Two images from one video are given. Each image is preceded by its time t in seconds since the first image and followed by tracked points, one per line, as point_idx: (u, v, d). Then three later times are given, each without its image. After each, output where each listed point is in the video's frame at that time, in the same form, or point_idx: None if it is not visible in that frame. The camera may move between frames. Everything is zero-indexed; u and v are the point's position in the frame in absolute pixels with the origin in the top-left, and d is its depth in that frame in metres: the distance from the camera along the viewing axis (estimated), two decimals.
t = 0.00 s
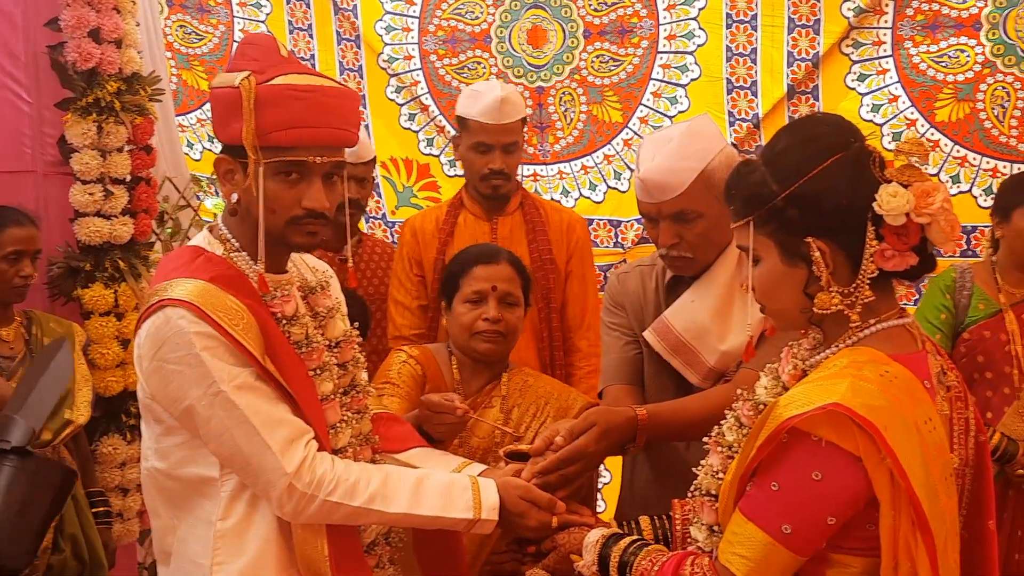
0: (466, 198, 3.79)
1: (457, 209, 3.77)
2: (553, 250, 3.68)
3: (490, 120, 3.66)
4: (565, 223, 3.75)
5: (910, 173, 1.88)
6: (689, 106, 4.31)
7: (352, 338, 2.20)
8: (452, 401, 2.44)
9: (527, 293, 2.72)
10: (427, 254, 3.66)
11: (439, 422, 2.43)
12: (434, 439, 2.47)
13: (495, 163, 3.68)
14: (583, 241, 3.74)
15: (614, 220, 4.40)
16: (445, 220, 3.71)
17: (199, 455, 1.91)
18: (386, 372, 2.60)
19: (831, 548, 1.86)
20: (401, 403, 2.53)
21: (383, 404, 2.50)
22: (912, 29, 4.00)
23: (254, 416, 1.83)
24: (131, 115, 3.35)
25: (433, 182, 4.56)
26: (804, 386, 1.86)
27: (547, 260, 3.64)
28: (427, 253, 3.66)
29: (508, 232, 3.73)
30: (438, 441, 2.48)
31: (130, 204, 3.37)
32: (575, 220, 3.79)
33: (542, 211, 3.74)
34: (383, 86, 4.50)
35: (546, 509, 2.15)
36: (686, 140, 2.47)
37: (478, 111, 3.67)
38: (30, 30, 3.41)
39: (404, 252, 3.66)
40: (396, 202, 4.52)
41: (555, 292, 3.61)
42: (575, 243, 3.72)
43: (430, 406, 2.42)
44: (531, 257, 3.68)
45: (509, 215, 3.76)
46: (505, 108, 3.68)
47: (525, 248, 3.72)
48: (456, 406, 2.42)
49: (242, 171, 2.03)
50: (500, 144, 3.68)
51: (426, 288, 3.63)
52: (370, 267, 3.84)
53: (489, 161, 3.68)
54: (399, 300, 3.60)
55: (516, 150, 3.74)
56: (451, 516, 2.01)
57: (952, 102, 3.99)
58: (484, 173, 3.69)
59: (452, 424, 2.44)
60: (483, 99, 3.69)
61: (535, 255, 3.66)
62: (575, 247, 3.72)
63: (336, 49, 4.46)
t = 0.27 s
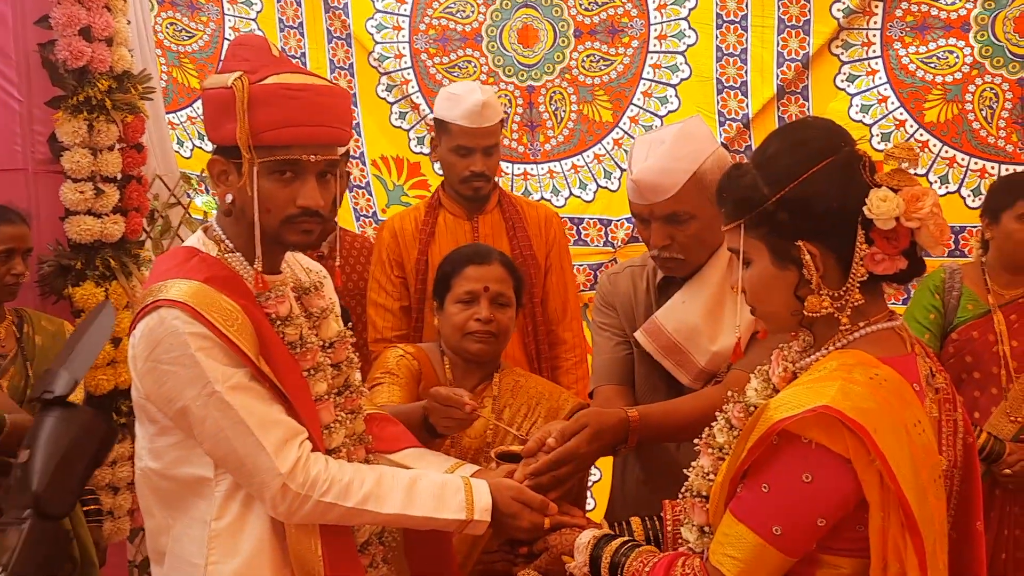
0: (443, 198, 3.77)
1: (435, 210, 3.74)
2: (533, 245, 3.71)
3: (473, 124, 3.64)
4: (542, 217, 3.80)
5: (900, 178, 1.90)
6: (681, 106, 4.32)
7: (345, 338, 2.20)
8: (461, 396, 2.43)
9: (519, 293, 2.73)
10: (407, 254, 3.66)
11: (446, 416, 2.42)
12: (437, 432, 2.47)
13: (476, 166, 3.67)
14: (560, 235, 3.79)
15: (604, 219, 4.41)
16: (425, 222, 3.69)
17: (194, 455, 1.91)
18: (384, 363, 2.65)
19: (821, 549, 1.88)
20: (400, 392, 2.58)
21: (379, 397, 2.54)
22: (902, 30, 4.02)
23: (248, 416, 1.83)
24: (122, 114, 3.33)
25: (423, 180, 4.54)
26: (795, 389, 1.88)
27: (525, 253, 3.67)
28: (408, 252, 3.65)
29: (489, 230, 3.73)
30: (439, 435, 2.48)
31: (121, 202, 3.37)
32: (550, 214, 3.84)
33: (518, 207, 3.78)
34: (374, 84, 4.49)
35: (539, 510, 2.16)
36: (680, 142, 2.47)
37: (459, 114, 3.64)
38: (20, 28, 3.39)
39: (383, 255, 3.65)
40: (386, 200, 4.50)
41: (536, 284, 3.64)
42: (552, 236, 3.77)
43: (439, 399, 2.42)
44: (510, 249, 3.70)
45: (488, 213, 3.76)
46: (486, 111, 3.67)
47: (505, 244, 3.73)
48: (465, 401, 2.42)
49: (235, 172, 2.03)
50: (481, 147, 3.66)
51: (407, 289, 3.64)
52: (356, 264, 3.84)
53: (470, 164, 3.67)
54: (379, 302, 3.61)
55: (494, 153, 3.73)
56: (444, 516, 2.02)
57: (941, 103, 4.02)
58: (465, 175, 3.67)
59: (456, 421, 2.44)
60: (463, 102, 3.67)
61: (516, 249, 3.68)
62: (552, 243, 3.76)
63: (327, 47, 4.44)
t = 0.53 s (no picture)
0: (440, 192, 3.76)
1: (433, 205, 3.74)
2: (531, 240, 3.71)
3: (469, 120, 3.63)
4: (540, 211, 3.79)
5: (899, 174, 1.90)
6: (680, 100, 4.33)
7: (346, 332, 2.21)
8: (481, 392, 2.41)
9: (519, 288, 2.73)
10: (405, 250, 3.65)
11: (461, 408, 2.38)
12: (449, 429, 2.42)
13: (474, 161, 3.66)
14: (558, 230, 3.80)
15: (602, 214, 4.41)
16: (423, 216, 3.68)
17: (195, 448, 1.91)
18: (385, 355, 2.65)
19: (819, 543, 1.89)
20: (404, 384, 2.57)
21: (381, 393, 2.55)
22: (901, 25, 4.02)
23: (250, 410, 1.84)
24: (122, 108, 3.33)
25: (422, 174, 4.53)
26: (793, 384, 1.89)
27: (524, 248, 3.67)
28: (406, 246, 3.65)
29: (486, 224, 3.72)
30: (450, 432, 2.44)
31: (122, 195, 3.37)
32: (549, 209, 3.84)
33: (517, 201, 3.76)
34: (373, 77, 4.49)
35: (538, 504, 2.17)
36: (680, 137, 2.48)
37: (456, 109, 3.63)
38: (20, 22, 3.39)
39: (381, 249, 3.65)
40: (385, 194, 4.48)
41: (531, 277, 3.64)
42: (551, 231, 3.78)
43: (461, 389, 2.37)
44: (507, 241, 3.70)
45: (486, 208, 3.74)
46: (483, 108, 3.65)
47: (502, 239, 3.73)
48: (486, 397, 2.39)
49: (236, 167, 2.03)
50: (477, 142, 3.65)
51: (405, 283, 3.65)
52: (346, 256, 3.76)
53: (468, 159, 3.66)
54: (377, 295, 3.61)
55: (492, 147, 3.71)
56: (444, 509, 2.03)
57: (940, 97, 4.01)
58: (463, 171, 3.66)
59: (469, 417, 2.40)
60: (461, 97, 3.65)
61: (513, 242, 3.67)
62: (551, 238, 3.77)
63: (326, 41, 4.44)
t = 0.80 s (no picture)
0: (456, 184, 3.77)
1: (447, 197, 3.75)
2: (544, 236, 3.69)
3: (479, 105, 3.64)
4: (554, 207, 3.77)
5: (901, 167, 1.90)
6: (680, 92, 4.32)
7: (347, 325, 2.21)
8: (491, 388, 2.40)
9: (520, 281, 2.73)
10: (417, 243, 3.66)
11: (468, 400, 2.38)
12: (452, 428, 2.43)
13: (483, 148, 3.65)
14: (573, 226, 3.77)
15: (602, 206, 4.41)
16: (435, 208, 3.69)
17: (196, 441, 1.92)
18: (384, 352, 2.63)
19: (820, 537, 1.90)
20: (404, 379, 2.55)
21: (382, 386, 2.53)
22: (901, 17, 4.00)
23: (251, 402, 1.84)
24: (122, 100, 3.32)
25: (422, 167, 4.54)
26: (794, 378, 1.90)
27: (535, 243, 3.65)
28: (420, 240, 3.65)
29: (499, 217, 3.72)
30: (452, 431, 2.44)
31: (121, 187, 3.36)
32: (563, 205, 3.81)
33: (531, 196, 3.75)
34: (373, 70, 4.48)
35: (539, 497, 2.17)
36: (681, 130, 2.46)
37: (466, 96, 3.65)
38: (20, 14, 3.38)
39: (394, 241, 3.65)
40: (385, 185, 4.51)
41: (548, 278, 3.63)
42: (564, 227, 3.75)
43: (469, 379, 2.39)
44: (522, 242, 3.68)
45: (500, 202, 3.75)
46: (493, 93, 3.66)
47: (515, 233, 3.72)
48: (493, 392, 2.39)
49: (236, 160, 2.03)
50: (489, 128, 3.64)
51: (406, 276, 3.64)
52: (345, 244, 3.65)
53: (478, 145, 3.65)
54: (388, 287, 3.62)
55: (503, 135, 3.70)
56: (444, 502, 2.03)
57: (940, 90, 4.01)
58: (474, 158, 3.65)
59: (475, 409, 2.39)
60: (470, 84, 3.68)
61: (527, 241, 3.65)
62: (564, 234, 3.74)
63: (326, 34, 4.43)
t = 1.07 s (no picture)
0: (469, 182, 3.72)
1: (462, 195, 3.69)
2: (559, 234, 3.68)
3: (490, 99, 3.61)
4: (568, 206, 3.76)
5: (897, 167, 1.90)
6: (676, 91, 4.32)
7: (343, 323, 2.21)
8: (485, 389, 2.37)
9: (517, 280, 2.73)
10: (433, 240, 3.59)
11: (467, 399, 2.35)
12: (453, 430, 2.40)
13: (496, 142, 3.61)
14: (588, 225, 3.76)
15: (599, 204, 4.42)
16: (450, 207, 3.63)
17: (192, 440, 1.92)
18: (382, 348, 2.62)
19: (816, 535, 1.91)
20: (400, 377, 2.55)
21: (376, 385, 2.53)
22: (897, 15, 4.00)
23: (247, 401, 1.84)
24: (118, 99, 3.32)
25: (419, 165, 4.56)
26: (791, 376, 1.90)
27: (552, 242, 3.65)
28: (433, 239, 3.58)
29: (515, 218, 3.69)
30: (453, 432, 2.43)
31: (118, 186, 3.36)
32: (578, 204, 3.81)
33: (546, 195, 3.74)
34: (370, 68, 4.47)
35: (535, 495, 2.17)
36: (678, 129, 2.47)
37: (478, 91, 3.64)
38: (16, 12, 3.36)
39: (409, 239, 3.56)
40: (381, 183, 4.53)
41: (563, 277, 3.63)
42: (580, 226, 3.75)
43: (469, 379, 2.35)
44: (537, 240, 3.67)
45: (515, 201, 3.72)
46: (505, 87, 3.64)
47: (531, 235, 3.69)
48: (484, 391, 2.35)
49: (231, 159, 2.03)
50: (501, 121, 3.61)
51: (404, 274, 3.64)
52: (351, 245, 3.66)
53: (491, 140, 3.62)
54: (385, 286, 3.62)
55: (518, 129, 3.66)
56: (441, 500, 2.03)
57: (936, 88, 4.00)
58: (487, 153, 3.62)
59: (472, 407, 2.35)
60: (482, 79, 3.66)
61: (542, 238, 3.65)
62: (579, 232, 3.74)
63: (322, 32, 4.43)
